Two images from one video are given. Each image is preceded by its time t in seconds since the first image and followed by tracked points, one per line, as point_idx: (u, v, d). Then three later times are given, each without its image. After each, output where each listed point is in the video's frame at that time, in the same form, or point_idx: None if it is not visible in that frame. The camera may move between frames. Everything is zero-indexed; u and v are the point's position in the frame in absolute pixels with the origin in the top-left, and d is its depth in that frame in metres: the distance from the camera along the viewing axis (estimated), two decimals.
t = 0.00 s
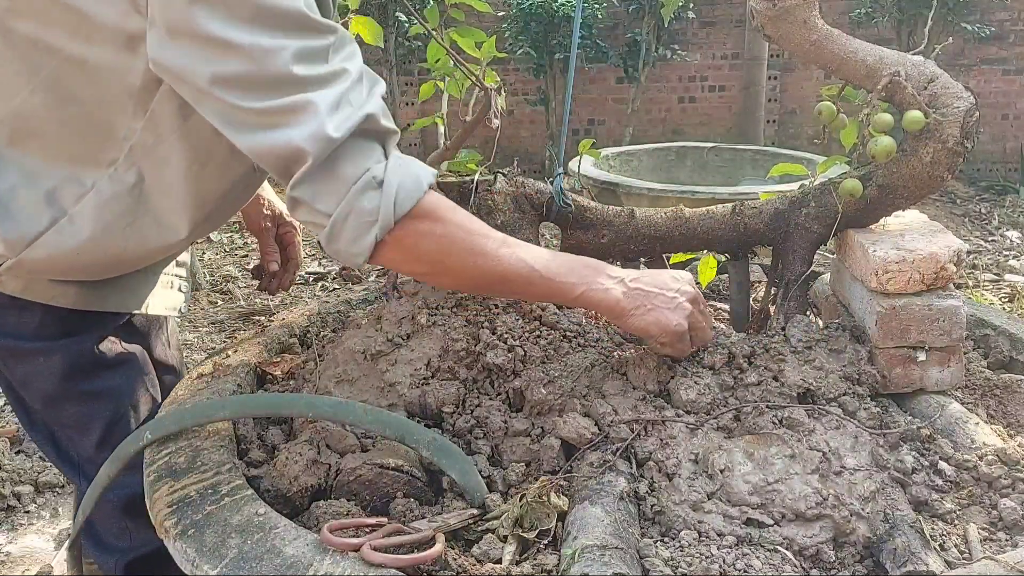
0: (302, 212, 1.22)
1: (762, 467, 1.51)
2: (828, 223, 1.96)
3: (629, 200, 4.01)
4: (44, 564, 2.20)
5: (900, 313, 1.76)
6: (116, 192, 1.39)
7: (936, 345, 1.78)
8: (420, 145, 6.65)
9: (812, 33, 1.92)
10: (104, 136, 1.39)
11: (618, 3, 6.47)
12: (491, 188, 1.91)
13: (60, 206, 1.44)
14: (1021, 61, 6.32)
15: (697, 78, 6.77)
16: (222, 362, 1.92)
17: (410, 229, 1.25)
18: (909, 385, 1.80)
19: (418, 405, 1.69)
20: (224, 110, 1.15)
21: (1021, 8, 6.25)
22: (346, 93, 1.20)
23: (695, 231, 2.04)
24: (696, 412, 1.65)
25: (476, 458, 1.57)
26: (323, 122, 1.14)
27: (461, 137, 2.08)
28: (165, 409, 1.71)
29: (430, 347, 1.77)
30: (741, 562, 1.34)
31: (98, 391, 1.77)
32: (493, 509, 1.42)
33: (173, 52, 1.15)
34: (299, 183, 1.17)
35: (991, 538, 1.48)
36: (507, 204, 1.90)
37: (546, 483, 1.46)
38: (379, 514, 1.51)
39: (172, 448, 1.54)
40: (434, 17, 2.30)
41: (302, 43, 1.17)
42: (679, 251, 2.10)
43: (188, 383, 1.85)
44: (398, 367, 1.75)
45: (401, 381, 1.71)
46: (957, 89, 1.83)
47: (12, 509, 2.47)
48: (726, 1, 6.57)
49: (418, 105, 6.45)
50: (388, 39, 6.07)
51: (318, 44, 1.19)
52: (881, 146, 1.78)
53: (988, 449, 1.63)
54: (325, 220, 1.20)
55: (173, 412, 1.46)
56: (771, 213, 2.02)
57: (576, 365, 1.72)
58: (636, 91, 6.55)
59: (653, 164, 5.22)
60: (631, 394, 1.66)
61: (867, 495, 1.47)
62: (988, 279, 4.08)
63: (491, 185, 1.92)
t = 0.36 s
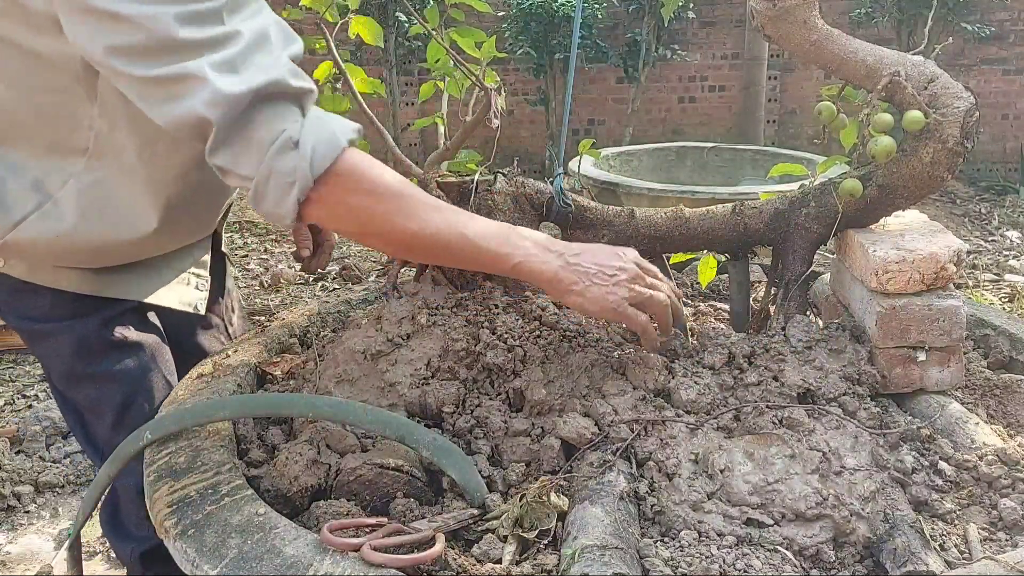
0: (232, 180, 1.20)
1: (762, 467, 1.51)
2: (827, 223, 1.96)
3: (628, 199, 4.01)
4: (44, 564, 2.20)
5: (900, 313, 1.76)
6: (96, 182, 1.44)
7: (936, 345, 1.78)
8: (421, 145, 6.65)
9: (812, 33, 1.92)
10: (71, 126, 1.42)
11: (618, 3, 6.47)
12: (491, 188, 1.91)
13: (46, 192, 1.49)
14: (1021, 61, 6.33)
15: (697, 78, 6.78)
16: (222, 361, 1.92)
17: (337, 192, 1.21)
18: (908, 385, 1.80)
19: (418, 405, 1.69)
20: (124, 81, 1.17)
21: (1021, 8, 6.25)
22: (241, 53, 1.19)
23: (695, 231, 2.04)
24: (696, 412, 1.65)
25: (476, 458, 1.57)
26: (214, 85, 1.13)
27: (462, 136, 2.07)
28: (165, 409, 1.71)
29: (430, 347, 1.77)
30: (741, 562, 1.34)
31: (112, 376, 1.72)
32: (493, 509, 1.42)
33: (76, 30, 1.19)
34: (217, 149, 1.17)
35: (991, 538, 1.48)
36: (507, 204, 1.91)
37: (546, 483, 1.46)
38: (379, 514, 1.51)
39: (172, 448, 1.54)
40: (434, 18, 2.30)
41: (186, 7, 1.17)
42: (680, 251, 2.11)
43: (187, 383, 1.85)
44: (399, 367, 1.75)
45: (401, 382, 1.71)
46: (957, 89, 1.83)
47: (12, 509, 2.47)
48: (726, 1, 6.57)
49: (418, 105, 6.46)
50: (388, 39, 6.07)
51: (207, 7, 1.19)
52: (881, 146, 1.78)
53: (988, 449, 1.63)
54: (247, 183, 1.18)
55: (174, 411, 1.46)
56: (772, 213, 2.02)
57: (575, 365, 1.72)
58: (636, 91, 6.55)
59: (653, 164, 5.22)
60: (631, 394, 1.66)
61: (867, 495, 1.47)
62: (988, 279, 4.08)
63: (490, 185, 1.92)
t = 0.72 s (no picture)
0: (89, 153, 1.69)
1: (762, 467, 1.51)
2: (827, 223, 1.96)
3: (628, 199, 4.01)
4: (44, 564, 2.20)
5: (900, 313, 1.76)
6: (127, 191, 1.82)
7: (936, 345, 1.78)
8: (420, 145, 6.66)
9: (812, 33, 1.92)
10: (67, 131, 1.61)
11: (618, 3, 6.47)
12: (491, 188, 1.91)
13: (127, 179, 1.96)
14: (1021, 61, 6.33)
15: (697, 78, 6.78)
16: (223, 361, 1.92)
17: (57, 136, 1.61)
18: (909, 385, 1.80)
19: (418, 405, 1.69)
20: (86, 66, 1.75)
21: (1021, 7, 6.25)
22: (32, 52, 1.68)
23: (695, 231, 2.04)
24: (696, 412, 1.65)
25: (476, 458, 1.57)
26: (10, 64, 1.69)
27: (463, 136, 2.05)
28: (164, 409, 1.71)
29: (430, 348, 1.77)
30: (741, 562, 1.34)
31: (166, 319, 2.04)
32: (493, 509, 1.42)
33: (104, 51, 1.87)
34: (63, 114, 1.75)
35: (991, 538, 1.48)
36: (507, 204, 1.91)
37: (546, 483, 1.45)
38: (378, 514, 1.51)
39: (172, 448, 1.53)
40: (434, 17, 2.29)
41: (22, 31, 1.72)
42: (679, 251, 2.09)
43: (187, 382, 1.85)
44: (399, 367, 1.75)
45: (401, 382, 1.71)
46: (958, 89, 1.83)
47: (12, 509, 2.47)
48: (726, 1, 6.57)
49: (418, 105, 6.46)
50: (388, 39, 6.07)
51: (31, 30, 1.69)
52: (881, 146, 1.78)
53: (988, 449, 1.63)
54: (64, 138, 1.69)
55: (175, 411, 1.46)
56: (772, 213, 2.02)
57: (575, 365, 1.69)
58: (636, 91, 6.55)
59: (653, 164, 5.22)
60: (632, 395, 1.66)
61: (867, 495, 1.47)
62: (988, 279, 4.08)
63: (490, 185, 1.92)
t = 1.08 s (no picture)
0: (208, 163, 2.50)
1: (762, 467, 1.51)
2: (827, 223, 1.96)
3: (628, 199, 4.01)
4: (44, 564, 2.20)
5: (900, 313, 1.76)
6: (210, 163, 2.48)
7: (936, 345, 1.78)
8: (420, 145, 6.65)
9: (812, 33, 1.92)
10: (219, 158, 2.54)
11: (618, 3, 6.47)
12: (490, 188, 1.91)
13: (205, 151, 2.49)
14: (1020, 61, 6.33)
15: (697, 78, 6.78)
16: (223, 361, 1.92)
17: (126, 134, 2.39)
18: (908, 385, 1.81)
19: (418, 405, 1.69)
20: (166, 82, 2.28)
21: (1022, 7, 6.25)
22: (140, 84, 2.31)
23: (695, 231, 2.04)
24: (696, 411, 1.65)
25: (476, 458, 1.57)
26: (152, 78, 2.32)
27: (462, 135, 2.05)
28: (164, 409, 1.71)
29: (430, 348, 1.78)
30: (741, 562, 1.34)
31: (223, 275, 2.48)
32: (493, 509, 1.42)
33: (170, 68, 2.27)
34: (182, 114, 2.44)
35: (991, 538, 1.48)
36: (507, 204, 1.91)
37: (546, 483, 1.45)
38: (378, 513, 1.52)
39: (172, 448, 1.53)
40: (434, 17, 2.29)
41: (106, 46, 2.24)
42: (679, 251, 2.08)
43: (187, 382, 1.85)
44: (399, 367, 1.75)
45: (401, 381, 1.71)
46: (958, 89, 1.83)
47: (12, 509, 2.48)
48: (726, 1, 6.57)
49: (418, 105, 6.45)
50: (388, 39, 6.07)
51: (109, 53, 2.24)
52: (881, 146, 1.78)
53: (988, 449, 1.63)
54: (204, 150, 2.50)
55: (174, 411, 1.46)
56: (772, 213, 2.02)
57: (575, 365, 1.69)
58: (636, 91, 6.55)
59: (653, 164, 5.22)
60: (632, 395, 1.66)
61: (867, 495, 1.47)
62: (988, 280, 4.08)
63: (490, 184, 1.92)
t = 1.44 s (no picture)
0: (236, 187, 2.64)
1: (762, 467, 1.51)
2: (827, 223, 1.96)
3: (628, 199, 4.01)
4: (44, 565, 2.20)
5: (900, 313, 1.76)
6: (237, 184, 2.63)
7: (936, 345, 1.78)
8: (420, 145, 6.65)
9: (812, 33, 1.92)
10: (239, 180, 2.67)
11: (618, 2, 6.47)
12: (490, 188, 1.91)
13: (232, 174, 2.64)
14: (1020, 61, 6.33)
15: (697, 78, 6.78)
16: (222, 361, 1.92)
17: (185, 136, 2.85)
18: (908, 385, 1.81)
19: (418, 405, 1.69)
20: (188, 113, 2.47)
21: (1022, 7, 6.24)
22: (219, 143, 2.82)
23: (695, 231, 2.04)
24: (696, 411, 1.65)
25: (476, 458, 1.57)
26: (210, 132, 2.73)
27: (463, 135, 2.05)
28: (163, 409, 1.71)
29: (430, 348, 1.78)
30: (741, 562, 1.34)
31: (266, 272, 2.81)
32: (493, 509, 1.42)
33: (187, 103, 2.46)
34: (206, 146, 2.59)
35: (991, 538, 1.48)
36: (507, 204, 1.91)
37: (546, 483, 1.45)
38: (378, 513, 1.52)
39: (172, 448, 1.53)
40: (434, 17, 2.29)
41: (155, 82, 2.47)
42: (679, 251, 2.08)
43: (187, 383, 1.85)
44: (399, 367, 1.75)
45: (401, 382, 1.71)
46: (957, 89, 1.83)
47: (12, 510, 2.48)
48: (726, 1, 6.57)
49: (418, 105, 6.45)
50: (388, 39, 6.06)
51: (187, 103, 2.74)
52: (881, 146, 1.78)
53: (988, 449, 1.63)
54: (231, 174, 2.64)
55: (174, 411, 1.46)
56: (772, 213, 2.02)
57: (575, 365, 1.69)
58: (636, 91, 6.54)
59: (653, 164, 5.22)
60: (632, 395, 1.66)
61: (867, 495, 1.47)
62: (988, 280, 4.08)
63: (490, 184, 1.92)
